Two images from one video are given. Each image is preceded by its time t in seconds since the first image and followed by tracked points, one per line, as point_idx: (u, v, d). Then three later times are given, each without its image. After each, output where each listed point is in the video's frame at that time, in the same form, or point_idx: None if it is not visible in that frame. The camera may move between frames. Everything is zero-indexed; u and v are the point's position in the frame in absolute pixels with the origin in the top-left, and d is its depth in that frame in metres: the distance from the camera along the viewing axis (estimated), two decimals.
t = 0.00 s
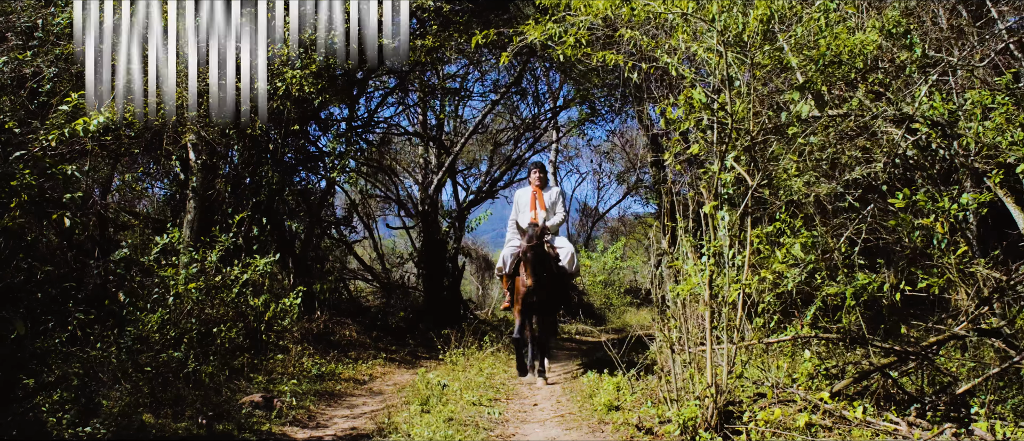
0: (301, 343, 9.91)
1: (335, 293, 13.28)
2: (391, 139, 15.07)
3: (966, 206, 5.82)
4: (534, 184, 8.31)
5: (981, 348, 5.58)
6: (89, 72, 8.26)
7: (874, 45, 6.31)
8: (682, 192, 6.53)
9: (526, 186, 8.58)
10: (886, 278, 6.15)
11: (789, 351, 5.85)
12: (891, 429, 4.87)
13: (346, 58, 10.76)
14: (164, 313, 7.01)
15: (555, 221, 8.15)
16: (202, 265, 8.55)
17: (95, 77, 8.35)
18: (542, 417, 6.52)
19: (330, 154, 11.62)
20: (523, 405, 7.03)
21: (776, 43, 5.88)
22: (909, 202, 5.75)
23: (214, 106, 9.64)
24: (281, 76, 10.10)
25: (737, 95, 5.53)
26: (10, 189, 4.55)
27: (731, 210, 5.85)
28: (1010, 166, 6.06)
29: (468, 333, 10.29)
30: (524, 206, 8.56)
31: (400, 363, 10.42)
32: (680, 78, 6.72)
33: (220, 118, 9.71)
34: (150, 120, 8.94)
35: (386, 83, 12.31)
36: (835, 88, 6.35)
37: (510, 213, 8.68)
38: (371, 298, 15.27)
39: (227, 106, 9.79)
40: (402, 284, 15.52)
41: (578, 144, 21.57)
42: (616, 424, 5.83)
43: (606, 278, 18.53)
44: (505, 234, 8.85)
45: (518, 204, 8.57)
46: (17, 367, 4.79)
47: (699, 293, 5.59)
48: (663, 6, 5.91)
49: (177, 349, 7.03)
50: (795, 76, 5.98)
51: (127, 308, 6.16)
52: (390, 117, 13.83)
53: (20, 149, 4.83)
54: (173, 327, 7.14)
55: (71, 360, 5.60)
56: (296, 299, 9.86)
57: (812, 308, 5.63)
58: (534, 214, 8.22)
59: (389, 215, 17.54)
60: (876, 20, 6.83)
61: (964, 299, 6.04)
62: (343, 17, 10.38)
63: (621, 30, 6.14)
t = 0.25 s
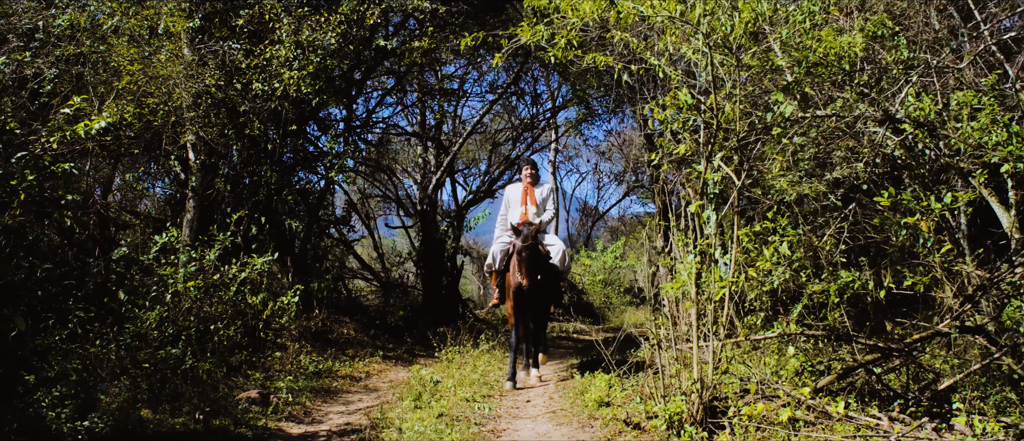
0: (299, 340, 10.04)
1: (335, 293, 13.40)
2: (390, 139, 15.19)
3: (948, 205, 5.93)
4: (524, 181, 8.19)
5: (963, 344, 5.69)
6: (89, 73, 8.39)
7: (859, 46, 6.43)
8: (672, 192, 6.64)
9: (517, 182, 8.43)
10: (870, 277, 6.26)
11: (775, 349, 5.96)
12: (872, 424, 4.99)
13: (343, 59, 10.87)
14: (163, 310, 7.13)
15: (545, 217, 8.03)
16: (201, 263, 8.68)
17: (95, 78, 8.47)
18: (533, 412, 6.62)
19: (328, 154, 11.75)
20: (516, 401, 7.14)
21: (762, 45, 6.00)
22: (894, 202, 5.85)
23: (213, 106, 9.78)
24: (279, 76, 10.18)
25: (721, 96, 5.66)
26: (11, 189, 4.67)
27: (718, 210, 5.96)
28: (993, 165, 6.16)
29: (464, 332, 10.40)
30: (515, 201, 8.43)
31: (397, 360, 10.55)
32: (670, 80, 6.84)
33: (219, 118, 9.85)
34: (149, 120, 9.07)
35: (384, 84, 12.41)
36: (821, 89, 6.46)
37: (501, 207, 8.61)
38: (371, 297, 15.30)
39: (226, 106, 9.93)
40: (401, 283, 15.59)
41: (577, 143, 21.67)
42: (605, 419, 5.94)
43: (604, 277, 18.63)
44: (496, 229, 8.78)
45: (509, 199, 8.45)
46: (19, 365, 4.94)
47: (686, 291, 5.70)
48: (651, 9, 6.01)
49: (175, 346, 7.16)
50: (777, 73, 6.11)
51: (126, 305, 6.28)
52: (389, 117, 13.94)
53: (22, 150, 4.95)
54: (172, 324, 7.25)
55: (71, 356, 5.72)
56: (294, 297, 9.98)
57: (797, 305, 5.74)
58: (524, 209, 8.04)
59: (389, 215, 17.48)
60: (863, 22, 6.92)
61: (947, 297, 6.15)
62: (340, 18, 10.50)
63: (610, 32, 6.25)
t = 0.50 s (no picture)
0: (298, 338, 10.14)
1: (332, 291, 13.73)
2: (388, 139, 15.28)
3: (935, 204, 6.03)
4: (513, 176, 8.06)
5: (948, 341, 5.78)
6: (90, 73, 8.48)
7: (846, 48, 6.53)
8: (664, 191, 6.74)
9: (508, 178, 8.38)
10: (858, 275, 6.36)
11: (764, 345, 6.06)
12: (858, 419, 5.06)
13: (342, 60, 10.97)
14: (163, 308, 7.21)
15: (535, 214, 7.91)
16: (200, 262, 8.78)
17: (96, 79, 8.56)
18: (527, 409, 6.70)
19: (327, 154, 11.86)
20: (511, 398, 7.22)
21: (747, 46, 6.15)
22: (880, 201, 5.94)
23: (212, 106, 9.94)
24: (277, 77, 10.39)
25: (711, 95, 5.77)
26: (13, 190, 4.80)
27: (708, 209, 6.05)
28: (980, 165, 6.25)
29: (461, 330, 10.49)
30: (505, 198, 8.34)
31: (395, 358, 10.64)
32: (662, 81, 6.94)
33: (218, 118, 9.99)
34: (149, 120, 9.18)
35: (383, 84, 12.48)
36: (811, 90, 6.55)
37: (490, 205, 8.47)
38: (370, 296, 15.51)
39: (225, 107, 10.08)
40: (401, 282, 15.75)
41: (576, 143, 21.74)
42: (596, 415, 6.03)
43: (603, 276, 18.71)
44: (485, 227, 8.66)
45: (499, 196, 8.35)
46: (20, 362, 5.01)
47: (676, 288, 5.79)
48: (642, 11, 6.11)
49: (175, 343, 7.26)
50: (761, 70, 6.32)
51: (126, 303, 6.37)
52: (388, 117, 14.05)
53: (25, 150, 5.06)
54: (171, 322, 7.33)
55: (70, 353, 5.74)
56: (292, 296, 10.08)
57: (786, 302, 5.82)
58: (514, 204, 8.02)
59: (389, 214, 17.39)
60: (853, 24, 7.01)
61: (934, 295, 6.25)
62: (338, 20, 10.59)
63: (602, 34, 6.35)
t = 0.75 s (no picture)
0: (296, 336, 10.25)
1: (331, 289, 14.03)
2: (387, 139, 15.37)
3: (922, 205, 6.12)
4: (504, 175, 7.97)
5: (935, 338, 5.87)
6: (91, 74, 8.58)
7: (836, 50, 6.62)
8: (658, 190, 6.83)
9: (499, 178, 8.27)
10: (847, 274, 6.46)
11: (753, 343, 6.16)
12: (844, 414, 5.16)
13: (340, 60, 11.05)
14: (163, 305, 7.28)
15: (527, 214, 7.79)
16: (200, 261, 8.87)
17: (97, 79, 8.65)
18: (522, 405, 6.80)
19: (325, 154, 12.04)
20: (506, 395, 7.31)
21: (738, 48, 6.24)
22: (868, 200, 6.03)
23: (212, 106, 10.13)
24: (276, 78, 10.46)
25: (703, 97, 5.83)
26: (15, 189, 4.96)
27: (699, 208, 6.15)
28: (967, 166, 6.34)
29: (458, 328, 10.58)
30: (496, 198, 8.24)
31: (393, 356, 10.74)
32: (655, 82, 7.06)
33: (218, 118, 10.20)
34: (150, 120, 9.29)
35: (382, 84, 12.77)
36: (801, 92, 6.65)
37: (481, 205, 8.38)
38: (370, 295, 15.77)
39: (225, 107, 10.27)
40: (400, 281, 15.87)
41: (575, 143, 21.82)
42: (589, 410, 6.14)
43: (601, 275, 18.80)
44: (477, 227, 8.61)
45: (490, 196, 8.25)
46: (21, 359, 5.07)
47: (666, 286, 5.90)
48: (635, 13, 6.20)
49: (174, 340, 7.37)
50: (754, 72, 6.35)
51: (127, 300, 6.47)
52: (387, 117, 14.14)
53: (26, 150, 5.21)
54: (170, 320, 7.31)
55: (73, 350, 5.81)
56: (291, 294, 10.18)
57: (775, 300, 5.92)
58: (505, 206, 7.94)
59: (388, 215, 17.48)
60: (844, 25, 7.11)
61: (922, 294, 6.35)
62: (336, 21, 10.69)
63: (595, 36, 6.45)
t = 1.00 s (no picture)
0: (294, 335, 10.34)
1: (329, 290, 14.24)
2: (385, 139, 15.45)
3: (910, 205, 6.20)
4: (496, 173, 7.94)
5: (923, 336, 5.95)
6: (90, 76, 8.66)
7: (826, 52, 6.70)
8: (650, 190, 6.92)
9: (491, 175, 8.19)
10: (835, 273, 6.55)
11: (744, 342, 6.25)
12: (830, 411, 5.24)
13: (337, 62, 11.13)
14: (161, 305, 7.36)
15: (520, 209, 7.77)
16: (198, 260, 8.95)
17: (96, 81, 8.73)
18: (515, 403, 6.89)
19: (323, 154, 12.15)
20: (500, 393, 7.41)
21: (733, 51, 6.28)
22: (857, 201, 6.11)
23: (210, 107, 10.16)
24: (274, 79, 10.46)
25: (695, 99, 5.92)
26: (16, 190, 5.00)
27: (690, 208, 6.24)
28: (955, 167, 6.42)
29: (455, 326, 10.66)
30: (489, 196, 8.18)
31: (390, 355, 10.84)
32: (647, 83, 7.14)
33: (216, 119, 10.24)
34: (148, 121, 9.37)
35: (379, 85, 12.98)
36: (792, 93, 6.73)
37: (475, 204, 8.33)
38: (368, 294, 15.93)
39: (223, 108, 10.32)
40: (398, 280, 15.99)
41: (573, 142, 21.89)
42: (581, 408, 6.23)
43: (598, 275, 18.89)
44: (471, 225, 8.58)
45: (484, 194, 8.21)
46: (21, 358, 5.16)
47: (657, 285, 6.00)
48: (627, 16, 6.29)
49: (172, 339, 7.45)
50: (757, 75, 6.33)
51: (126, 300, 6.55)
52: (385, 117, 14.22)
53: (25, 152, 5.25)
54: (169, 318, 7.43)
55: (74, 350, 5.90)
56: (288, 293, 10.27)
57: (765, 299, 6.00)
58: (498, 202, 7.88)
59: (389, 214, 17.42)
60: (834, 28, 7.18)
61: (911, 294, 6.43)
62: (333, 23, 10.76)
63: (588, 39, 6.53)
